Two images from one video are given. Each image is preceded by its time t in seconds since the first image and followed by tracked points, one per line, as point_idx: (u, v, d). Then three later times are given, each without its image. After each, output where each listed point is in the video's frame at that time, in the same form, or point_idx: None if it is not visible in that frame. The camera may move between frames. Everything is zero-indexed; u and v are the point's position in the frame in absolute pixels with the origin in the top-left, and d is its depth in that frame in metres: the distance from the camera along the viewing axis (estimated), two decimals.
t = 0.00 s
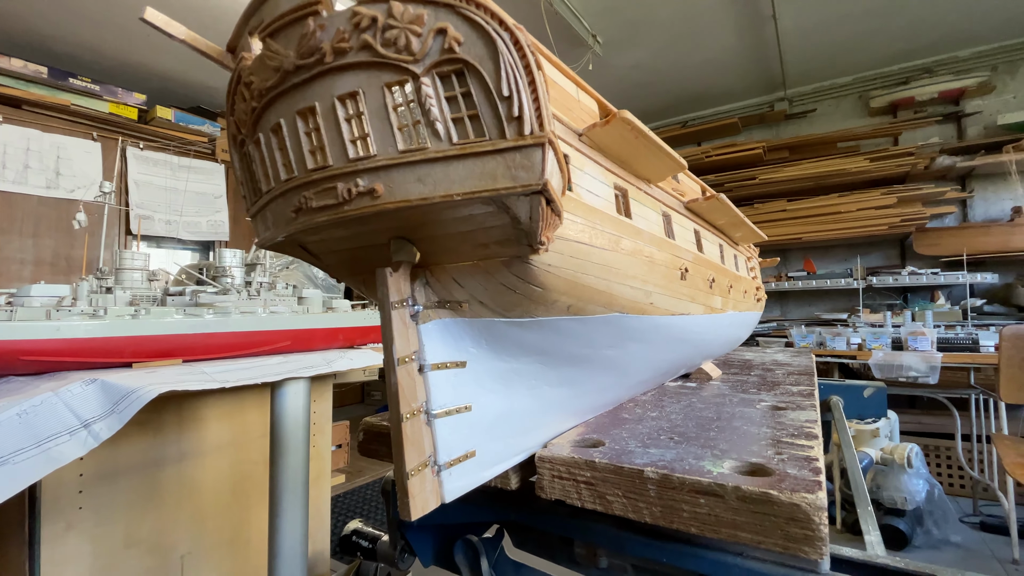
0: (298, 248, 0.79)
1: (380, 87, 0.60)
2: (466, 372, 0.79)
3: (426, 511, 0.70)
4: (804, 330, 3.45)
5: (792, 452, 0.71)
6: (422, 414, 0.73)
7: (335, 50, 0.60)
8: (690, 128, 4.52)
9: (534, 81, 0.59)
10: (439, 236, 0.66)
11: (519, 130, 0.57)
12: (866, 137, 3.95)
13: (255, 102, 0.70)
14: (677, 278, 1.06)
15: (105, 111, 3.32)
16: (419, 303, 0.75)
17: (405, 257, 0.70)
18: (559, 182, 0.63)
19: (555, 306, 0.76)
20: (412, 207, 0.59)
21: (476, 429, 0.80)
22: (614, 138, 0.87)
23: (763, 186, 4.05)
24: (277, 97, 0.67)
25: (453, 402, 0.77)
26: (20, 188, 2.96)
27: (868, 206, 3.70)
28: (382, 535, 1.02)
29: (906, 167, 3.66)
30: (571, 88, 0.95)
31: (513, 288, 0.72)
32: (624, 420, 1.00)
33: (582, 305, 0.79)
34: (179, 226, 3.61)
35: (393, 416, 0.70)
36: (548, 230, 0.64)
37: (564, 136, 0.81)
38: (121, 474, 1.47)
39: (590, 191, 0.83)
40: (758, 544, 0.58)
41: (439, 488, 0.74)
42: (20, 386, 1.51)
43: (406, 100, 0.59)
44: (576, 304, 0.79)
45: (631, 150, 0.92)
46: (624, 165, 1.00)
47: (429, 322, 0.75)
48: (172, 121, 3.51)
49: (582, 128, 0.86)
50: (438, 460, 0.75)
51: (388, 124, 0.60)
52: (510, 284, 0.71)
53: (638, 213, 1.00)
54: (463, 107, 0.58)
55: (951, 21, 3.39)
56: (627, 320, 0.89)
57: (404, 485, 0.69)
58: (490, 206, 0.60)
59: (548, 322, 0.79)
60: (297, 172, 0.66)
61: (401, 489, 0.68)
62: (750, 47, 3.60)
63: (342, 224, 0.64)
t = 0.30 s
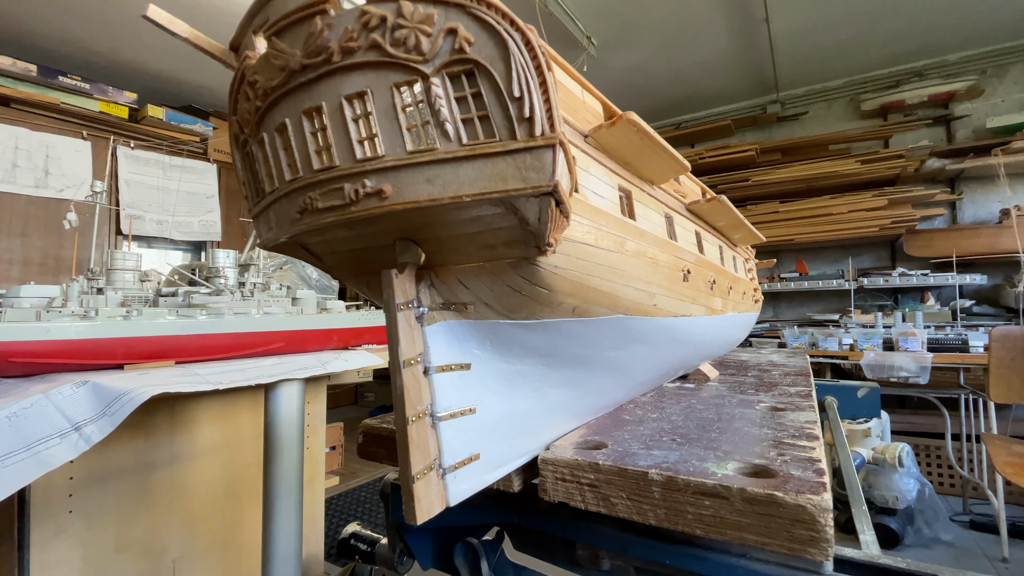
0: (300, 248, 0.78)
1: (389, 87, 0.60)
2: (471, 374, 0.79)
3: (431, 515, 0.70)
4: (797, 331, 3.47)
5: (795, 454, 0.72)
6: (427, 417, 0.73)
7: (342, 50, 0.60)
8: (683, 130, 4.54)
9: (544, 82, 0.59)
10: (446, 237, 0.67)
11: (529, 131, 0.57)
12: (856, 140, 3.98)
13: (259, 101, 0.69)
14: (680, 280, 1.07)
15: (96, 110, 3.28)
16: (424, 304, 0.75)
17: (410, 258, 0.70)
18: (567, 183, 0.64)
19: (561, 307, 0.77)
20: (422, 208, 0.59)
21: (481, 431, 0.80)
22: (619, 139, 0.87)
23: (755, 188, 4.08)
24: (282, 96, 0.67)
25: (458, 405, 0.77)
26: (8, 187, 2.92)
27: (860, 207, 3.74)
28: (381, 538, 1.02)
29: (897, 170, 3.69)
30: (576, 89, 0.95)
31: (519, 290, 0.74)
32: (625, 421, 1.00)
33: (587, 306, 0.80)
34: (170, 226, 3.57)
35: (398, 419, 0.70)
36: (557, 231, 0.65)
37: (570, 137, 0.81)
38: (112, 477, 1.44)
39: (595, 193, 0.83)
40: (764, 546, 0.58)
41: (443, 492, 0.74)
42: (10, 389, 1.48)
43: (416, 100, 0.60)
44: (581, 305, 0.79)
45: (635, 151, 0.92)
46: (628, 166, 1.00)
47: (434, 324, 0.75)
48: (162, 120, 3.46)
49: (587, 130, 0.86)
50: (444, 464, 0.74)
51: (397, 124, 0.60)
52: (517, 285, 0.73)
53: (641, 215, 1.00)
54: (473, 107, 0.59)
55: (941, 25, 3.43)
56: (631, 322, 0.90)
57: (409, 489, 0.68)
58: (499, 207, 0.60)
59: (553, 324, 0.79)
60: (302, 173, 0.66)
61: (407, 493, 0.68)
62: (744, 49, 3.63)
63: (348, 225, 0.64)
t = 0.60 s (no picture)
0: (301, 255, 0.79)
1: (395, 98, 0.61)
2: (473, 380, 0.80)
3: (434, 521, 0.71)
4: (789, 332, 3.48)
5: (792, 458, 0.73)
6: (430, 423, 0.74)
7: (348, 60, 0.61)
8: (676, 132, 4.57)
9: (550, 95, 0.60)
10: (448, 246, 0.67)
11: (535, 143, 0.58)
12: (847, 143, 4.02)
13: (263, 109, 0.70)
14: (679, 285, 1.09)
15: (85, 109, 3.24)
16: (427, 311, 0.76)
17: (413, 265, 0.70)
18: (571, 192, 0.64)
19: (562, 314, 0.77)
20: (428, 217, 0.60)
21: (482, 436, 0.81)
22: (620, 147, 0.87)
23: (747, 190, 4.11)
24: (287, 105, 0.67)
25: (459, 411, 0.78)
26: None
27: (850, 209, 3.78)
28: (380, 541, 1.03)
29: (887, 173, 3.71)
30: (577, 96, 0.96)
31: (522, 297, 0.73)
32: (623, 425, 1.01)
33: (589, 313, 0.80)
34: (161, 227, 3.54)
35: (402, 426, 0.71)
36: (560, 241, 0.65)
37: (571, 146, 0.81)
38: (102, 481, 1.42)
39: (597, 201, 0.84)
40: (762, 549, 0.59)
41: (445, 498, 0.75)
42: None
43: (422, 111, 0.61)
44: (583, 312, 0.79)
45: (636, 159, 0.93)
46: (628, 173, 1.01)
47: (437, 331, 0.76)
48: (155, 120, 3.45)
49: (588, 138, 0.86)
50: (446, 470, 0.75)
51: (402, 134, 0.61)
52: (519, 292, 0.72)
53: (641, 221, 1.01)
54: (479, 119, 0.60)
55: (929, 30, 3.48)
56: (631, 328, 0.91)
57: (412, 496, 0.69)
58: (504, 217, 0.61)
59: (555, 330, 0.80)
60: (306, 181, 0.67)
61: (410, 500, 0.68)
62: (736, 52, 3.65)
63: (352, 233, 0.65)
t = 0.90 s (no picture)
0: (312, 260, 0.80)
1: (414, 107, 0.62)
2: (483, 387, 0.81)
3: (446, 527, 0.71)
4: (781, 333, 3.55)
5: (796, 462, 0.74)
6: (442, 430, 0.74)
7: (366, 68, 0.62)
8: (670, 134, 4.60)
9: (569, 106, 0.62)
10: (462, 254, 0.69)
11: (554, 152, 0.60)
12: (838, 146, 4.07)
13: (278, 116, 0.71)
14: (684, 290, 1.11)
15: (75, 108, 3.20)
16: (439, 318, 0.77)
17: (425, 272, 0.71)
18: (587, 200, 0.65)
19: (573, 321, 0.79)
20: (445, 226, 0.62)
21: (492, 441, 0.82)
22: (630, 154, 0.89)
23: (740, 192, 4.14)
24: (303, 112, 0.68)
25: (470, 417, 0.79)
26: None
27: (841, 212, 3.82)
28: (381, 546, 1.03)
29: (876, 175, 3.75)
30: (586, 103, 0.97)
31: (536, 304, 0.75)
32: (628, 429, 1.01)
33: (598, 318, 0.83)
34: (152, 227, 3.50)
35: (414, 433, 0.71)
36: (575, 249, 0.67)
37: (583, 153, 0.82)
38: (94, 484, 1.40)
39: (608, 208, 0.84)
40: (771, 554, 0.60)
41: (457, 504, 0.75)
42: None
43: (439, 120, 0.62)
44: (592, 318, 0.82)
45: (645, 166, 0.94)
46: (636, 180, 1.02)
47: (448, 337, 0.77)
48: (145, 119, 3.41)
49: (599, 145, 0.87)
50: (457, 477, 0.75)
51: (421, 143, 0.62)
52: (532, 299, 0.74)
53: (648, 227, 1.02)
54: (498, 128, 0.62)
55: (918, 35, 3.53)
56: (638, 333, 0.93)
57: (425, 502, 0.69)
58: (521, 226, 0.62)
59: (566, 336, 0.81)
60: (323, 189, 0.68)
61: (423, 506, 0.69)
62: (730, 55, 3.68)
63: (368, 240, 0.67)
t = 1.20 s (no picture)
0: (315, 261, 0.80)
1: (424, 108, 0.62)
2: (487, 387, 0.81)
3: (451, 527, 0.71)
4: (772, 333, 3.58)
5: (795, 460, 0.75)
6: (447, 431, 0.74)
7: (376, 69, 0.62)
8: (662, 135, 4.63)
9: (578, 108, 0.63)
10: (467, 255, 0.69)
11: (565, 154, 0.60)
12: (829, 148, 4.11)
13: (283, 116, 0.71)
14: (684, 290, 1.12)
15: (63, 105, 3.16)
16: (444, 318, 0.77)
17: (429, 272, 0.71)
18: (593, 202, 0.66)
19: (577, 321, 0.80)
20: (454, 226, 0.62)
21: (497, 441, 0.82)
22: (634, 156, 0.89)
23: (731, 193, 4.17)
24: (309, 112, 0.68)
25: (474, 417, 0.79)
26: None
27: (832, 213, 3.86)
28: (380, 548, 1.05)
29: (866, 177, 3.81)
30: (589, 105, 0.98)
31: (541, 304, 0.75)
32: (627, 428, 1.02)
33: (602, 319, 0.83)
34: (142, 226, 3.46)
35: (420, 433, 0.71)
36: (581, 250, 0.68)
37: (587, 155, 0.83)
38: (84, 487, 1.38)
39: (612, 209, 0.85)
40: (772, 550, 0.61)
41: (461, 504, 0.75)
42: None
43: (450, 121, 0.62)
44: (596, 319, 0.82)
45: (648, 168, 0.95)
46: (638, 181, 1.03)
47: (453, 338, 0.77)
48: (133, 116, 3.37)
49: (603, 148, 0.88)
50: (461, 477, 0.75)
51: (430, 144, 0.62)
52: (538, 299, 0.74)
53: (650, 228, 1.03)
54: (509, 130, 0.62)
55: (906, 39, 3.58)
56: (639, 333, 0.94)
57: (431, 502, 0.69)
58: (529, 227, 0.63)
59: (569, 336, 0.81)
60: (330, 190, 0.68)
61: (429, 506, 0.69)
62: (722, 57, 3.70)
63: (376, 241, 0.67)
